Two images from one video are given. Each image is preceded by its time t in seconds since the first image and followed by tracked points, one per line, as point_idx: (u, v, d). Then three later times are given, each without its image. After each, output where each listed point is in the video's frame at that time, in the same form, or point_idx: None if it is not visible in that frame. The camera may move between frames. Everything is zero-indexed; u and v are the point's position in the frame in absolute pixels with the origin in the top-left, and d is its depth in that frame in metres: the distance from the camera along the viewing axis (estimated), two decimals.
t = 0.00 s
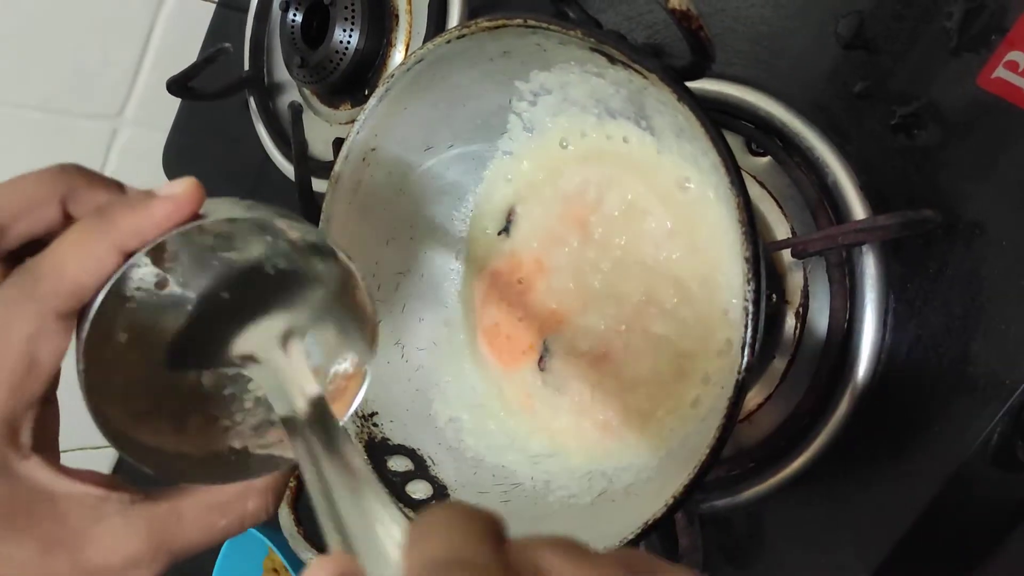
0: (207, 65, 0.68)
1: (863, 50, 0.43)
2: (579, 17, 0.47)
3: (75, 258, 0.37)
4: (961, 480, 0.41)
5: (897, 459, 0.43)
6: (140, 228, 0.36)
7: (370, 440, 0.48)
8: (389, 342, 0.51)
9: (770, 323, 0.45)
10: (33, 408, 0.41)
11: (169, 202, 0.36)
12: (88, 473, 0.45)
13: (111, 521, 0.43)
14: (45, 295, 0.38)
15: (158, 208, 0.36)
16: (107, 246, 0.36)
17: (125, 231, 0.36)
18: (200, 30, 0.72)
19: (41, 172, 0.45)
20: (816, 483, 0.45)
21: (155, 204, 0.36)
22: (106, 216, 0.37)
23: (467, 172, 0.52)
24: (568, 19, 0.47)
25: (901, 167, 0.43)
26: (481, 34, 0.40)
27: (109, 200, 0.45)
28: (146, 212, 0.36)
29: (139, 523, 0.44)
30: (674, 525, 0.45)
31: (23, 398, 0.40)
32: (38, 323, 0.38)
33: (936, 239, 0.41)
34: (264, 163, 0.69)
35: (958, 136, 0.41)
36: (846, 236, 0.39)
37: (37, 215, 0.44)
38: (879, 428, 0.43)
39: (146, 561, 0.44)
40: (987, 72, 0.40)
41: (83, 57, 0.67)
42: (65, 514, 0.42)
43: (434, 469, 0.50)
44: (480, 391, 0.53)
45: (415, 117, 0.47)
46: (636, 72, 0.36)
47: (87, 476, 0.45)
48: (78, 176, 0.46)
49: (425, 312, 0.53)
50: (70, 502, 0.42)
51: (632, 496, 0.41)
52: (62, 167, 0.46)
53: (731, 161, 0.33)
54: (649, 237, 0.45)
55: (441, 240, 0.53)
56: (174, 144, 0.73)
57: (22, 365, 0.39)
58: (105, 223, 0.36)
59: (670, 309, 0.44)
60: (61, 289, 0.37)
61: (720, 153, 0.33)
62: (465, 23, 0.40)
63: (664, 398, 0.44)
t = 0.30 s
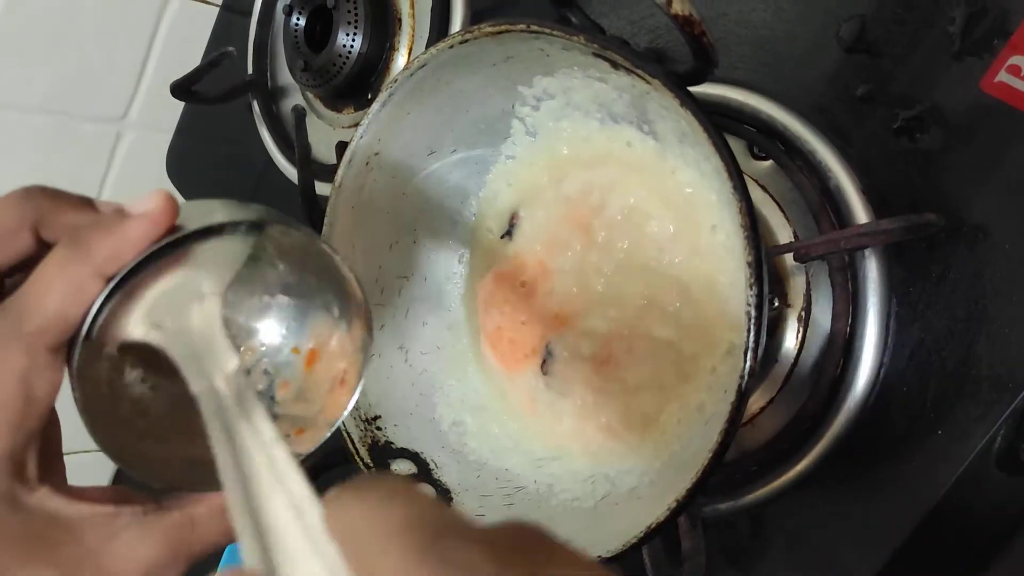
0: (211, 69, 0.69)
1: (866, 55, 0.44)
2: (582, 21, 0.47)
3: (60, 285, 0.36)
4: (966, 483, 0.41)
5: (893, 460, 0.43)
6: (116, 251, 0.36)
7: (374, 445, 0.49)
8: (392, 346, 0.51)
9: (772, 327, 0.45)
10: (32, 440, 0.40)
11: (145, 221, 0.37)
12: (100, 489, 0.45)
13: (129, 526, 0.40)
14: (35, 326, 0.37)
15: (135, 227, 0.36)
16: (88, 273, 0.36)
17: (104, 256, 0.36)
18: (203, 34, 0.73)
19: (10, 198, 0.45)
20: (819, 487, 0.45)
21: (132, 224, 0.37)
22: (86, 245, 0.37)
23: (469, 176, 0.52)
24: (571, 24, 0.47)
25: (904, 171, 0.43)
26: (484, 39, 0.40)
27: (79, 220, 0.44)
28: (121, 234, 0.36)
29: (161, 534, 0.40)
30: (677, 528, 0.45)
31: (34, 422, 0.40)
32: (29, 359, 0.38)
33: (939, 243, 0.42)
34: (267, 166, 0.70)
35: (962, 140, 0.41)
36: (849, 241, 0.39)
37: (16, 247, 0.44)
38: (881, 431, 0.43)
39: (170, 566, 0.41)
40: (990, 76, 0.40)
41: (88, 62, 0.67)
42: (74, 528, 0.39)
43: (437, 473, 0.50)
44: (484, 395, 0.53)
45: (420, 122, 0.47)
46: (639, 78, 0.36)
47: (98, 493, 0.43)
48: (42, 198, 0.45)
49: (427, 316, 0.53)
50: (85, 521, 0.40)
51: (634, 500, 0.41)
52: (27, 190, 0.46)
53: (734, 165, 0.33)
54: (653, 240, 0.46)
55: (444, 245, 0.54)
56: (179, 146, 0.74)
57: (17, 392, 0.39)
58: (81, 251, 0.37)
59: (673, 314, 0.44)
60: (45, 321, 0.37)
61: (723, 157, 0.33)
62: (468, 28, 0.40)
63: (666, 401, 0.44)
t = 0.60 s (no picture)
0: (213, 70, 0.69)
1: (867, 56, 0.44)
2: (583, 22, 0.47)
3: (99, 318, 0.30)
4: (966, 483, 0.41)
5: (897, 460, 0.43)
6: (156, 281, 0.31)
7: (375, 445, 0.49)
8: (393, 347, 0.52)
9: (773, 329, 0.45)
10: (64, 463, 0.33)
11: (183, 248, 0.31)
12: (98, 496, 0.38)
13: (145, 528, 0.36)
14: (66, 368, 0.31)
15: (173, 255, 0.31)
16: (130, 305, 0.30)
17: (145, 287, 0.30)
18: (206, 37, 0.73)
19: (17, 221, 0.40)
20: (817, 490, 0.45)
21: (170, 251, 0.31)
22: (117, 272, 0.31)
23: (470, 178, 0.52)
24: (572, 26, 0.47)
25: (905, 172, 0.43)
26: (485, 41, 0.40)
27: (105, 249, 0.40)
28: (157, 262, 0.31)
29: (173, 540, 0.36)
30: (679, 530, 0.45)
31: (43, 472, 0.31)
32: (70, 393, 0.31)
33: (940, 245, 0.41)
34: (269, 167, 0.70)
35: (963, 141, 0.41)
36: (851, 242, 0.39)
37: (28, 270, 0.40)
38: (884, 433, 0.43)
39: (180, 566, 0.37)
40: (991, 78, 0.40)
41: (89, 62, 0.67)
42: (93, 542, 0.34)
43: (439, 474, 0.50)
44: (486, 396, 0.52)
45: (420, 124, 0.47)
46: (640, 79, 0.37)
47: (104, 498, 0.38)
48: (57, 222, 0.40)
49: (429, 317, 0.53)
50: (102, 529, 0.35)
51: (635, 501, 0.42)
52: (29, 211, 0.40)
53: (735, 167, 0.33)
54: (654, 241, 0.46)
55: (445, 246, 0.53)
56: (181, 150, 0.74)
57: None
58: (119, 280, 0.30)
59: (675, 316, 0.44)
60: (81, 359, 0.30)
61: (724, 159, 0.33)
62: (469, 30, 0.40)
63: (667, 403, 0.44)
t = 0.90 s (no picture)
0: (214, 69, 0.69)
1: (868, 55, 0.44)
2: (584, 21, 0.47)
3: (163, 312, 0.30)
4: (965, 485, 0.41)
5: (896, 461, 0.43)
6: (212, 274, 0.31)
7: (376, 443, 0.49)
8: (395, 345, 0.52)
9: (774, 328, 0.45)
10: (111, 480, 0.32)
11: (234, 237, 0.32)
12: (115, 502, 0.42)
13: (185, 507, 0.43)
14: (133, 378, 0.31)
15: (227, 248, 0.32)
16: (194, 304, 0.31)
17: (206, 284, 0.31)
18: (207, 36, 0.73)
19: (42, 232, 0.34)
20: (818, 488, 0.45)
21: (223, 243, 0.32)
22: (171, 270, 0.31)
23: (471, 177, 0.52)
24: (574, 25, 0.47)
25: (906, 171, 0.43)
26: (487, 39, 0.40)
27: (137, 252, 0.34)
28: (211, 256, 0.31)
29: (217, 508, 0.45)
30: (680, 529, 0.46)
31: (103, 479, 0.31)
32: (137, 404, 0.31)
33: (941, 244, 0.41)
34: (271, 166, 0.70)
35: (965, 140, 0.41)
36: (852, 240, 0.39)
37: (56, 286, 0.34)
38: (885, 431, 0.43)
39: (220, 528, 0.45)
40: (993, 77, 0.40)
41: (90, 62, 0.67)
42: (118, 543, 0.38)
43: (440, 473, 0.50)
44: (486, 394, 0.53)
45: (422, 122, 0.47)
46: (642, 78, 0.37)
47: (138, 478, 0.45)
48: (82, 229, 0.34)
49: (430, 316, 0.53)
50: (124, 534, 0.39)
51: (636, 499, 0.42)
52: (49, 223, 0.34)
53: (736, 165, 0.33)
54: (655, 240, 0.46)
55: (445, 246, 0.54)
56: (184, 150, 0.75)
57: (72, 442, 0.30)
58: (178, 277, 0.31)
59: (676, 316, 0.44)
60: (144, 363, 0.31)
61: (726, 158, 0.33)
62: (470, 29, 0.40)
63: (668, 401, 0.44)
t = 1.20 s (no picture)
0: (216, 69, 0.69)
1: (870, 52, 0.43)
2: (585, 19, 0.47)
3: (192, 293, 0.31)
4: (966, 484, 0.41)
5: (894, 461, 0.43)
6: (240, 251, 0.33)
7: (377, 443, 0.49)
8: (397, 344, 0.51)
9: (776, 326, 0.45)
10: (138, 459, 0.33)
11: (256, 216, 0.34)
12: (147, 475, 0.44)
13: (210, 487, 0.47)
14: (167, 358, 0.32)
15: (252, 225, 0.33)
16: (224, 281, 0.32)
17: (235, 261, 0.33)
18: (209, 36, 0.73)
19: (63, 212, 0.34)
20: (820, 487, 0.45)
21: (247, 222, 0.33)
22: (199, 248, 0.32)
23: (473, 176, 0.52)
24: (575, 23, 0.47)
25: (907, 169, 0.43)
26: (487, 38, 0.40)
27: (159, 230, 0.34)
28: (237, 233, 0.33)
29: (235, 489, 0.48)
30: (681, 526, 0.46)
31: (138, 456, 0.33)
32: (173, 381, 0.32)
33: (943, 241, 0.41)
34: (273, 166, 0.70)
35: (969, 137, 0.41)
36: (853, 239, 0.39)
37: (82, 272, 0.34)
38: (887, 430, 0.43)
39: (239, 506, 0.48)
40: (995, 75, 0.40)
41: (92, 62, 0.67)
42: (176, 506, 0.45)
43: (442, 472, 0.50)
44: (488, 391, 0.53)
45: (424, 121, 0.47)
46: (643, 76, 0.36)
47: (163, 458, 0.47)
48: (101, 209, 0.34)
49: (432, 314, 0.53)
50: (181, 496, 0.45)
51: (638, 497, 0.42)
52: (71, 206, 0.34)
53: (737, 161, 0.33)
54: (656, 239, 0.46)
55: (447, 245, 0.53)
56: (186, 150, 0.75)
57: (102, 428, 0.31)
58: (207, 255, 0.32)
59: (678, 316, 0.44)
60: (177, 342, 0.32)
61: (727, 155, 0.33)
62: (471, 27, 0.40)
63: (670, 399, 0.44)
